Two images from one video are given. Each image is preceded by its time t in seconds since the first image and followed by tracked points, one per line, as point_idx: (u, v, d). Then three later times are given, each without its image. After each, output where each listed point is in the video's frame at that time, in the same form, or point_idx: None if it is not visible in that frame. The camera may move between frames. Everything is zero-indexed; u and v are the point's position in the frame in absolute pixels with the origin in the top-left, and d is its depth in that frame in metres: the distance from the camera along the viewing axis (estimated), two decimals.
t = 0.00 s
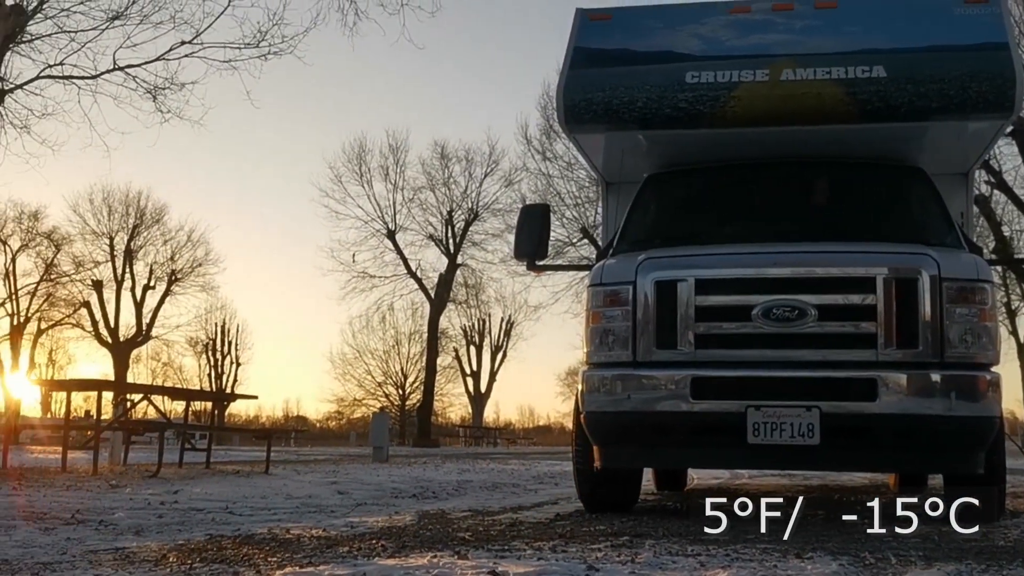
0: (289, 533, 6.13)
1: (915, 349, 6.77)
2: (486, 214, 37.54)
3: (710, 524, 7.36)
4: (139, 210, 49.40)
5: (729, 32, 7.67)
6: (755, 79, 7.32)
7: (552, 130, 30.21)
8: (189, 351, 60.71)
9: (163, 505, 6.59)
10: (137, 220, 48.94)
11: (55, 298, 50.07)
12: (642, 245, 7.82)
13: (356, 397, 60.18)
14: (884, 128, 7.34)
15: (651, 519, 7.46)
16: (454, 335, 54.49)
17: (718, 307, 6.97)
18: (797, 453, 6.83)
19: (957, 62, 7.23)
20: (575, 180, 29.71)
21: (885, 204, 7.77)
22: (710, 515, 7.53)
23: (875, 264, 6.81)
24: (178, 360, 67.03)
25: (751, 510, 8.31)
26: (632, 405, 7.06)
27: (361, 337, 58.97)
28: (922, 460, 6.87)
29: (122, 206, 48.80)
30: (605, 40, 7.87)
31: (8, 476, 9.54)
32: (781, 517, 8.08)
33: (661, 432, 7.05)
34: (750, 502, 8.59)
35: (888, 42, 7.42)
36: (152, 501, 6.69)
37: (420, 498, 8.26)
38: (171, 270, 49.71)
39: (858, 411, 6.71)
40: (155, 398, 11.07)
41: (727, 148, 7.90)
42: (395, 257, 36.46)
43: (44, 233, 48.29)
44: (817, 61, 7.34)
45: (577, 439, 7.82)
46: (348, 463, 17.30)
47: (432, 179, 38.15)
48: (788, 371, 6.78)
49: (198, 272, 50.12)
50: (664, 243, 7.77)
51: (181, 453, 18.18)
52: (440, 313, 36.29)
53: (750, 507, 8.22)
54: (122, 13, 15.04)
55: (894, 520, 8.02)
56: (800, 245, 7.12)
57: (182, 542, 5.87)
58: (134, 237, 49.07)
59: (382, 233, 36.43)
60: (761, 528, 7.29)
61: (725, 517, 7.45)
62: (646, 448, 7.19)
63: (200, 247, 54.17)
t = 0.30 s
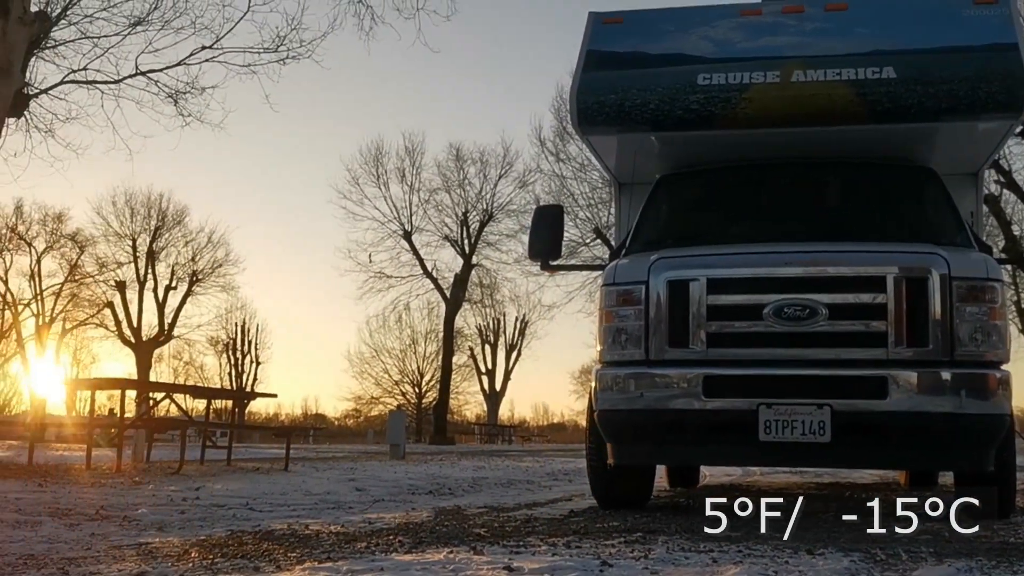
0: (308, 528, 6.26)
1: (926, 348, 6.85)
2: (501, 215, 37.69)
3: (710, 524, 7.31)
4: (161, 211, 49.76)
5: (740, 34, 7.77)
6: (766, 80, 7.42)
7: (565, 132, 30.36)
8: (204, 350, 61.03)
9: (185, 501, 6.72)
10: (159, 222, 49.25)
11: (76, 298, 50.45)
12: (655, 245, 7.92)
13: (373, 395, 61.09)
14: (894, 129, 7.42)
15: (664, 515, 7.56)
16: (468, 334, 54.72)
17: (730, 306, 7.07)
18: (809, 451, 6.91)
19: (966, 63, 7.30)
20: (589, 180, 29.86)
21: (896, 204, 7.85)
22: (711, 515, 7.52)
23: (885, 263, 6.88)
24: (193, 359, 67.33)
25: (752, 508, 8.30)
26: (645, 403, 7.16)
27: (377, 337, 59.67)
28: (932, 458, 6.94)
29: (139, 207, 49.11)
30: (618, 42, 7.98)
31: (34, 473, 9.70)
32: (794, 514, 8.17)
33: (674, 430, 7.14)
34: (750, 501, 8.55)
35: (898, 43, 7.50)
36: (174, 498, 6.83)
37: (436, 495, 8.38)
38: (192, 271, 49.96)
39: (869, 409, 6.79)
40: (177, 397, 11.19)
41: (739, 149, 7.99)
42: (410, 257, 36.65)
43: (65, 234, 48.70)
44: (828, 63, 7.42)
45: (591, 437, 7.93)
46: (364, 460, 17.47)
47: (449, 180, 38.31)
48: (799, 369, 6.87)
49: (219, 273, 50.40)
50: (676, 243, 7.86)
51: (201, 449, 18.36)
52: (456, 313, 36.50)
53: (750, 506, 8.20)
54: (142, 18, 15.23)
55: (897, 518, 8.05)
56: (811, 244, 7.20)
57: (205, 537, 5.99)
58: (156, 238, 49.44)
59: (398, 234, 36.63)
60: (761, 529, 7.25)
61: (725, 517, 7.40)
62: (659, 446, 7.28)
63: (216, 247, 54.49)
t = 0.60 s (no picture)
0: (327, 527, 6.38)
1: (936, 347, 6.93)
2: (515, 218, 37.85)
3: (710, 523, 7.31)
4: (183, 216, 50.11)
5: (751, 38, 7.87)
6: (777, 84, 7.52)
7: (578, 136, 30.50)
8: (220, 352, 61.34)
9: (208, 499, 6.86)
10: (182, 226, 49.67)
11: (92, 301, 50.86)
12: (667, 247, 8.02)
13: (390, 394, 62.41)
14: (904, 131, 7.50)
15: (676, 514, 7.67)
16: (482, 335, 55.02)
17: (742, 307, 7.18)
18: (821, 450, 6.99)
19: (975, 65, 7.37)
20: (602, 184, 30.01)
21: (905, 205, 7.93)
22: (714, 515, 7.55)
23: (896, 264, 6.97)
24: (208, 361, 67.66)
25: (754, 508, 8.29)
26: (658, 403, 7.25)
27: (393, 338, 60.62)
28: (943, 457, 7.01)
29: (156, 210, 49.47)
30: (630, 47, 8.10)
31: (61, 471, 9.88)
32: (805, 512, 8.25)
33: (687, 429, 7.23)
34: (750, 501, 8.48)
35: (908, 46, 7.58)
36: (197, 496, 6.97)
37: (452, 494, 8.52)
38: (214, 273, 50.26)
39: (880, 409, 6.86)
40: (199, 399, 11.33)
41: (750, 151, 8.09)
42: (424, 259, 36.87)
43: (90, 237, 49.21)
44: (838, 66, 7.51)
45: (604, 437, 8.05)
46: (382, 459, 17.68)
47: (463, 183, 38.51)
48: (810, 369, 6.96)
49: (239, 276, 50.70)
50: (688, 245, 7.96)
51: (221, 449, 18.57)
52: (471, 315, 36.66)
53: (751, 505, 8.17)
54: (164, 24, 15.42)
55: (907, 517, 8.12)
56: (822, 245, 7.29)
57: (227, 534, 6.12)
58: (178, 241, 49.81)
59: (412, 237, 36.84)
60: (762, 529, 7.25)
61: (725, 516, 7.38)
62: (671, 445, 7.37)
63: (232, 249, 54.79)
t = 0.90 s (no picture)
0: (345, 522, 6.51)
1: (945, 345, 7.01)
2: (528, 218, 38.01)
3: (710, 523, 7.32)
4: (203, 217, 50.44)
5: (761, 40, 7.98)
6: (787, 85, 7.63)
7: (590, 137, 30.67)
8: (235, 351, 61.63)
9: (229, 494, 7.00)
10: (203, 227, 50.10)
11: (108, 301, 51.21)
12: (678, 246, 8.13)
13: (406, 391, 63.29)
14: (913, 131, 7.58)
15: (688, 510, 7.78)
16: (495, 334, 55.33)
17: (752, 305, 7.28)
18: (831, 446, 7.08)
19: (984, 66, 7.45)
20: (614, 184, 30.16)
21: (914, 204, 8.01)
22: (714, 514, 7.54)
23: (905, 263, 7.05)
24: (222, 359, 67.99)
25: (754, 507, 8.23)
26: (669, 400, 7.36)
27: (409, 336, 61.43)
28: (952, 453, 7.10)
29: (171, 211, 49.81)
30: (641, 49, 8.22)
31: (86, 466, 10.05)
32: (815, 508, 8.35)
33: (698, 426, 7.34)
34: (749, 500, 8.39)
35: (917, 47, 7.67)
36: (219, 491, 7.12)
37: (467, 489, 8.65)
38: (234, 274, 50.58)
39: (890, 405, 6.95)
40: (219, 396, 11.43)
41: (760, 152, 8.20)
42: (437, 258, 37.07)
43: (113, 238, 49.66)
44: (848, 66, 7.60)
45: (617, 434, 8.18)
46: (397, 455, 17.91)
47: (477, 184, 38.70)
48: (820, 367, 7.05)
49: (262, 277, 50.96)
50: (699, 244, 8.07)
51: (241, 446, 18.75)
52: (485, 313, 36.81)
53: (750, 505, 8.10)
54: (184, 28, 15.61)
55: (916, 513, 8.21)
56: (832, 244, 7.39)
57: (246, 529, 6.24)
58: (199, 242, 50.14)
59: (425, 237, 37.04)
60: (762, 528, 7.24)
61: (725, 516, 7.38)
62: (683, 441, 7.48)
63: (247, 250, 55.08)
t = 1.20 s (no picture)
0: (364, 518, 6.65)
1: (956, 344, 7.08)
2: (543, 219, 38.14)
3: (712, 522, 7.33)
4: (225, 219, 50.80)
5: (773, 43, 8.07)
6: (799, 86, 7.72)
7: (604, 138, 30.81)
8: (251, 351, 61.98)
9: (251, 492, 7.14)
10: (224, 229, 50.41)
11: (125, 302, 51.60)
12: (692, 247, 8.24)
13: (423, 389, 63.70)
14: (924, 131, 7.65)
15: (702, 507, 7.88)
16: (511, 333, 55.55)
17: (764, 304, 7.39)
18: (843, 444, 7.17)
19: (993, 67, 7.52)
20: (627, 185, 30.29)
21: (924, 204, 8.09)
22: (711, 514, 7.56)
23: (916, 262, 7.13)
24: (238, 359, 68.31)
25: (754, 507, 8.15)
26: (683, 398, 7.46)
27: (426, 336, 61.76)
28: (964, 451, 7.16)
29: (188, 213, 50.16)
30: (654, 52, 8.35)
31: (111, 464, 10.21)
32: (828, 505, 8.44)
33: (712, 424, 7.44)
34: (749, 500, 8.29)
35: (928, 49, 7.75)
36: (243, 488, 7.28)
37: (484, 487, 8.78)
38: (255, 275, 50.86)
39: (902, 403, 7.02)
40: (240, 396, 11.54)
41: (771, 154, 8.29)
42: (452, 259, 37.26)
43: (137, 240, 50.05)
44: (859, 68, 7.68)
45: (632, 432, 8.29)
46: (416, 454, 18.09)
47: (493, 186, 38.88)
48: (832, 365, 7.14)
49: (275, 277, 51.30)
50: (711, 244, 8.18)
51: (261, 444, 18.93)
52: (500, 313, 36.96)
53: (750, 505, 8.04)
54: (206, 34, 15.81)
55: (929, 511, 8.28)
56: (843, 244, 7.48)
57: (267, 525, 6.36)
58: (221, 243, 50.48)
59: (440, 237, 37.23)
60: (762, 528, 7.24)
61: (725, 516, 7.37)
62: (697, 439, 7.58)
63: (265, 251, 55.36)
